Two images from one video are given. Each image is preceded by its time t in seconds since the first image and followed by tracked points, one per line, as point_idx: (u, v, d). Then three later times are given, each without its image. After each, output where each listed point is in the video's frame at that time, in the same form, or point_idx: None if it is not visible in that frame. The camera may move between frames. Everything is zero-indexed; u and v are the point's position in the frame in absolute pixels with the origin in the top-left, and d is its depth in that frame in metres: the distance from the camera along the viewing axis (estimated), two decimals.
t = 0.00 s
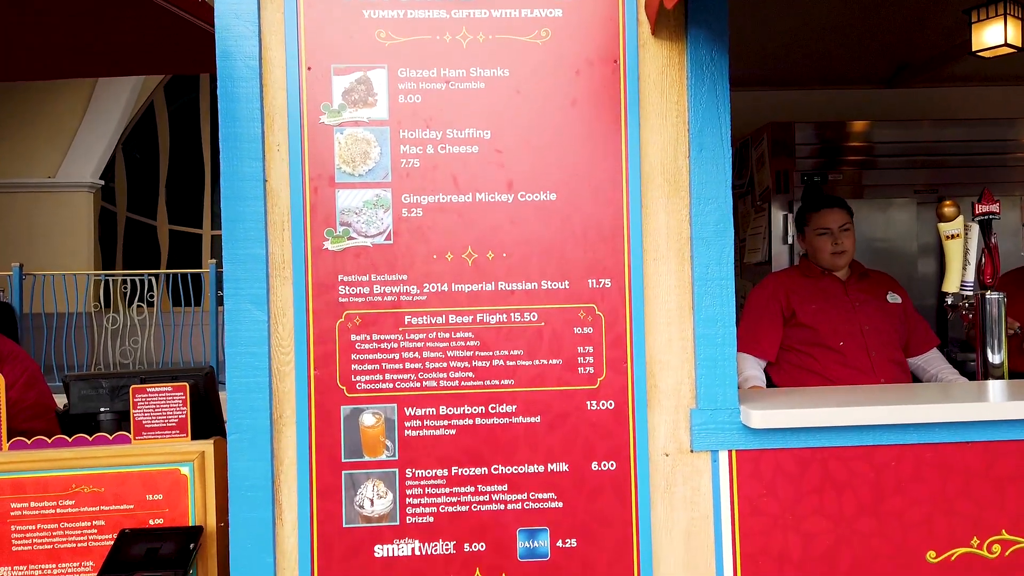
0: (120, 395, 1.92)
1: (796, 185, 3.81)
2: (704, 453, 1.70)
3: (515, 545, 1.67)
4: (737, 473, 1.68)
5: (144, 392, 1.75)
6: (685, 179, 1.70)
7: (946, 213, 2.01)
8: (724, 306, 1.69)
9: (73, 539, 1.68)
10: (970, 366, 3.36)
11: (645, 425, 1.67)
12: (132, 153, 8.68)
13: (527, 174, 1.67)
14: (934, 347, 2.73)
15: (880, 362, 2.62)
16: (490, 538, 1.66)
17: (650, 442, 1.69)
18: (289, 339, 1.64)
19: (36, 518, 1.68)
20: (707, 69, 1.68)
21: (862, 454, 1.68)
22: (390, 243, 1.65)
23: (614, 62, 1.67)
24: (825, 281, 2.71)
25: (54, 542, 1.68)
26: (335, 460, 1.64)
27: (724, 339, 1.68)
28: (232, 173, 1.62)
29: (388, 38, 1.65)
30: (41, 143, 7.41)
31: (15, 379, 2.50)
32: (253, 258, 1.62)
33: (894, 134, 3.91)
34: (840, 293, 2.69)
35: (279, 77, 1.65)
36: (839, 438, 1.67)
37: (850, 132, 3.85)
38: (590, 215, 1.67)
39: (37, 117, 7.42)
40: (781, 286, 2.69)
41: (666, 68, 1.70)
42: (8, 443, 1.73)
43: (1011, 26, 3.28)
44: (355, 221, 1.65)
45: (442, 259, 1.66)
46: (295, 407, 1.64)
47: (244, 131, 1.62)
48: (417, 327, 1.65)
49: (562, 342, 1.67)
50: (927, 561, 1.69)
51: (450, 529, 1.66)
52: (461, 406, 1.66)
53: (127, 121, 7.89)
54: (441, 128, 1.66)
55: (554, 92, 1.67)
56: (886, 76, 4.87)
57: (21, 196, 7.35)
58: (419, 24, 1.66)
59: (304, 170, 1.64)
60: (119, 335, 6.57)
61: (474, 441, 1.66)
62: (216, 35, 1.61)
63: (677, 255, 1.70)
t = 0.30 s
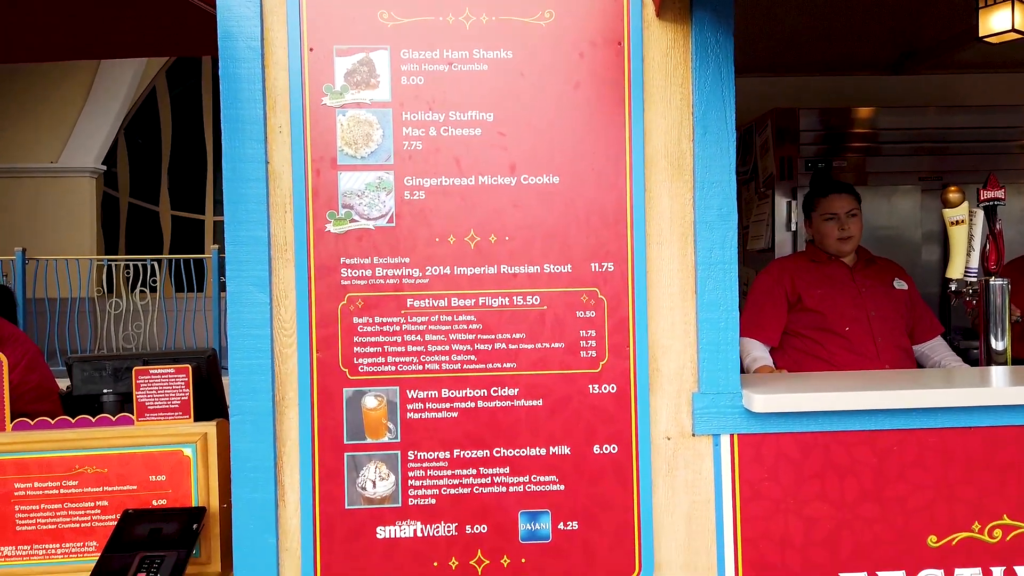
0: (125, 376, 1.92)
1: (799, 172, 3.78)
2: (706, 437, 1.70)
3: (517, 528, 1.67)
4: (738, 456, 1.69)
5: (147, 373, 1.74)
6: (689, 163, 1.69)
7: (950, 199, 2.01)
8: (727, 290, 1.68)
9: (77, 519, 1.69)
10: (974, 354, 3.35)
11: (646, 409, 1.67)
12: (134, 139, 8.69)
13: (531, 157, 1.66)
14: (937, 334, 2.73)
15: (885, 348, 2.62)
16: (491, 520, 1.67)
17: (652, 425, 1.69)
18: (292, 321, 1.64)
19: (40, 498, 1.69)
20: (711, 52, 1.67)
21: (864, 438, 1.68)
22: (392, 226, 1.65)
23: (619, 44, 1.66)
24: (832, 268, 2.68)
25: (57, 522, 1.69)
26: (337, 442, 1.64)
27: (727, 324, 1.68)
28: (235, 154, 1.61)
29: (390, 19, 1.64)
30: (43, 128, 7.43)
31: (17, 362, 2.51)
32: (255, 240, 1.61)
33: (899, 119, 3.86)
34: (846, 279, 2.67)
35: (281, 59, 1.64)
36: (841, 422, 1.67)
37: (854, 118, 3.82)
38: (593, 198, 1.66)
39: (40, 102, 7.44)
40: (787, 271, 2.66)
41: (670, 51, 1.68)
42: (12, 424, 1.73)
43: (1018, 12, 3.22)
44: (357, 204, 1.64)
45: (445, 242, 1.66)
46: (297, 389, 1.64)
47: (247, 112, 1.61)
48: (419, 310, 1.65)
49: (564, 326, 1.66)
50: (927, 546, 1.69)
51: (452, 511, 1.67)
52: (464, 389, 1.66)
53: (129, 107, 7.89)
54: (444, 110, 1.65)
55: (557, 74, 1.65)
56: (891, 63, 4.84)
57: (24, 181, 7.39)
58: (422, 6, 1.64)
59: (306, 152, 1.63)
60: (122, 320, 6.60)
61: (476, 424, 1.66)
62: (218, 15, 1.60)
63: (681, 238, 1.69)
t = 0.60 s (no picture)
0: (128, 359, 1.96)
1: (804, 159, 3.74)
2: (710, 422, 1.69)
3: (520, 511, 1.68)
4: (742, 441, 1.69)
5: (151, 356, 1.72)
6: (695, 147, 1.68)
7: (957, 185, 1.99)
8: (732, 275, 1.67)
9: (81, 501, 1.70)
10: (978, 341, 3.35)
11: (651, 394, 1.67)
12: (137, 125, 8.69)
13: (536, 141, 1.65)
14: (944, 321, 2.73)
15: (891, 336, 2.61)
16: (495, 503, 1.67)
17: (656, 410, 1.69)
18: (295, 305, 1.64)
19: (44, 479, 1.69)
20: (719, 35, 1.66)
21: (869, 424, 1.68)
22: (396, 209, 1.64)
23: (625, 26, 1.64)
24: (841, 254, 2.68)
25: (63, 503, 1.70)
26: (341, 425, 1.64)
27: (731, 308, 1.68)
28: (238, 136, 1.60)
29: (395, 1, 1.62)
30: (46, 113, 7.44)
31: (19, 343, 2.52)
32: (259, 223, 1.61)
33: (905, 106, 3.82)
34: (854, 265, 2.67)
35: (285, 40, 1.63)
36: (845, 408, 1.67)
37: (860, 105, 3.76)
38: (598, 182, 1.65)
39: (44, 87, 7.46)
40: (796, 254, 2.69)
41: (677, 34, 1.67)
42: (16, 406, 1.73)
43: None
44: (361, 186, 1.63)
45: (449, 225, 1.65)
46: (301, 372, 1.64)
47: (249, 94, 1.60)
48: (423, 293, 1.65)
49: (569, 310, 1.66)
50: (931, 531, 1.69)
51: (456, 494, 1.67)
52: (467, 372, 1.66)
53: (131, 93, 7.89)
54: (448, 93, 1.64)
55: (562, 57, 1.64)
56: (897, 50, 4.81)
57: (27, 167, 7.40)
58: None
59: (310, 135, 1.62)
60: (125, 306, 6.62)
61: (480, 408, 1.66)
62: None
63: (686, 223, 1.68)
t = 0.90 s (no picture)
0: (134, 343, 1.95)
1: (811, 145, 3.72)
2: (715, 406, 1.69)
3: (525, 493, 1.68)
4: (748, 426, 1.68)
5: (157, 337, 1.73)
6: (702, 130, 1.67)
7: (966, 170, 1.98)
8: (739, 259, 1.67)
9: (88, 481, 1.71)
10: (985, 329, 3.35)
11: (656, 378, 1.67)
12: (141, 111, 8.68)
13: (542, 123, 1.64)
14: (954, 307, 2.75)
15: (905, 319, 2.62)
16: (499, 486, 1.68)
17: (661, 394, 1.69)
18: (301, 287, 1.64)
19: (51, 460, 1.70)
20: (728, 17, 1.64)
21: (875, 409, 1.67)
22: (401, 191, 1.64)
23: (633, 7, 1.63)
24: (857, 239, 2.69)
25: (69, 484, 1.71)
26: (347, 407, 1.64)
27: (737, 293, 1.67)
28: (243, 117, 1.59)
29: None
30: (50, 98, 7.44)
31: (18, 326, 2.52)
32: (264, 205, 1.60)
33: (912, 93, 3.80)
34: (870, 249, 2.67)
35: (290, 20, 1.62)
36: (851, 392, 1.66)
37: (868, 90, 3.74)
38: (605, 165, 1.64)
39: (48, 72, 7.46)
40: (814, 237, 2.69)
41: (685, 15, 1.65)
42: (23, 387, 1.74)
43: None
44: (367, 168, 1.63)
45: (455, 208, 1.65)
46: (306, 354, 1.64)
47: (255, 75, 1.59)
48: (428, 276, 1.65)
49: (575, 293, 1.65)
50: (936, 516, 1.69)
51: (461, 477, 1.67)
52: (472, 355, 1.66)
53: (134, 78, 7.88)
54: (454, 74, 1.63)
55: (570, 38, 1.63)
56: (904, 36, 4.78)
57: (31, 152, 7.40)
58: None
59: (315, 116, 1.61)
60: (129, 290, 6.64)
61: (485, 391, 1.66)
62: None
63: (693, 206, 1.67)
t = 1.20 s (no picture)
0: (139, 323, 1.96)
1: (818, 131, 3.68)
2: (720, 391, 1.69)
3: (530, 476, 1.68)
4: (753, 410, 1.68)
5: (161, 319, 1.73)
6: (710, 112, 1.65)
7: (976, 156, 1.98)
8: (746, 243, 1.66)
9: (94, 462, 1.71)
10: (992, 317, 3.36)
11: (661, 362, 1.66)
12: (145, 96, 8.67)
13: (549, 105, 1.63)
14: (962, 296, 2.75)
15: (919, 306, 2.62)
16: (504, 469, 1.68)
17: (667, 378, 1.68)
18: (306, 270, 1.63)
19: (57, 441, 1.71)
20: None
21: (881, 395, 1.67)
22: (407, 172, 1.63)
23: None
24: (872, 226, 2.67)
25: (75, 465, 1.71)
26: (352, 389, 1.64)
27: (744, 277, 1.66)
28: (248, 98, 1.59)
29: None
30: (54, 82, 7.44)
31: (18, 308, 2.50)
32: (269, 186, 1.60)
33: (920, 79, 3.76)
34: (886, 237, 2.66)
35: None
36: (857, 378, 1.66)
37: (877, 76, 3.70)
38: (611, 148, 1.63)
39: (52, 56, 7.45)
40: (831, 222, 2.67)
41: None
42: (29, 367, 1.75)
43: None
44: (372, 150, 1.62)
45: (460, 190, 1.64)
46: (312, 336, 1.63)
47: (260, 55, 1.58)
48: (434, 259, 1.64)
49: (580, 276, 1.65)
50: (941, 502, 1.69)
51: (465, 460, 1.67)
52: (477, 338, 1.65)
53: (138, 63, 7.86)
54: (460, 55, 1.62)
55: (577, 18, 1.61)
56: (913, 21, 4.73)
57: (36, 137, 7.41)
58: None
59: (320, 96, 1.60)
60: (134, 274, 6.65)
61: (490, 374, 1.66)
62: None
63: (700, 190, 1.66)
